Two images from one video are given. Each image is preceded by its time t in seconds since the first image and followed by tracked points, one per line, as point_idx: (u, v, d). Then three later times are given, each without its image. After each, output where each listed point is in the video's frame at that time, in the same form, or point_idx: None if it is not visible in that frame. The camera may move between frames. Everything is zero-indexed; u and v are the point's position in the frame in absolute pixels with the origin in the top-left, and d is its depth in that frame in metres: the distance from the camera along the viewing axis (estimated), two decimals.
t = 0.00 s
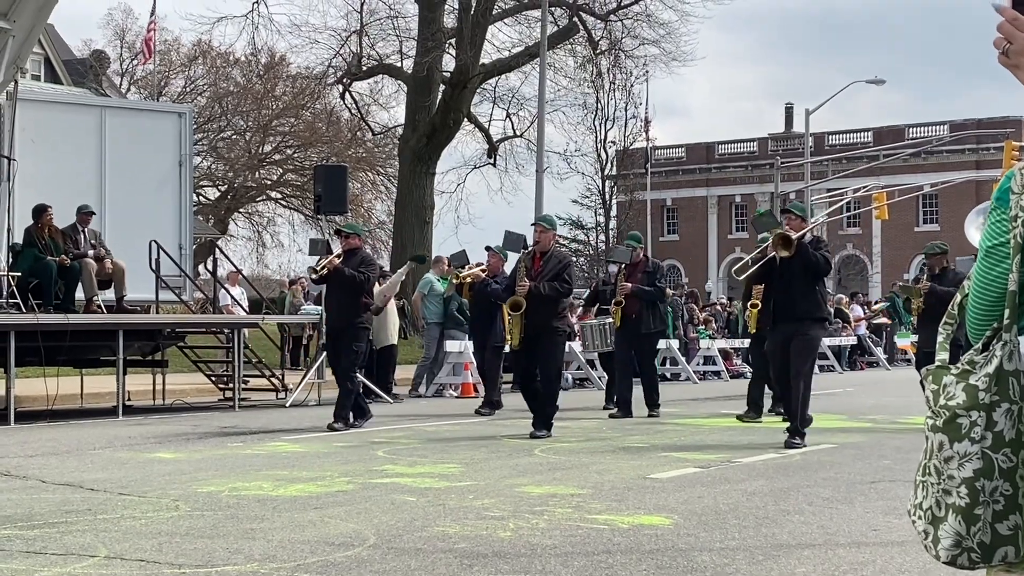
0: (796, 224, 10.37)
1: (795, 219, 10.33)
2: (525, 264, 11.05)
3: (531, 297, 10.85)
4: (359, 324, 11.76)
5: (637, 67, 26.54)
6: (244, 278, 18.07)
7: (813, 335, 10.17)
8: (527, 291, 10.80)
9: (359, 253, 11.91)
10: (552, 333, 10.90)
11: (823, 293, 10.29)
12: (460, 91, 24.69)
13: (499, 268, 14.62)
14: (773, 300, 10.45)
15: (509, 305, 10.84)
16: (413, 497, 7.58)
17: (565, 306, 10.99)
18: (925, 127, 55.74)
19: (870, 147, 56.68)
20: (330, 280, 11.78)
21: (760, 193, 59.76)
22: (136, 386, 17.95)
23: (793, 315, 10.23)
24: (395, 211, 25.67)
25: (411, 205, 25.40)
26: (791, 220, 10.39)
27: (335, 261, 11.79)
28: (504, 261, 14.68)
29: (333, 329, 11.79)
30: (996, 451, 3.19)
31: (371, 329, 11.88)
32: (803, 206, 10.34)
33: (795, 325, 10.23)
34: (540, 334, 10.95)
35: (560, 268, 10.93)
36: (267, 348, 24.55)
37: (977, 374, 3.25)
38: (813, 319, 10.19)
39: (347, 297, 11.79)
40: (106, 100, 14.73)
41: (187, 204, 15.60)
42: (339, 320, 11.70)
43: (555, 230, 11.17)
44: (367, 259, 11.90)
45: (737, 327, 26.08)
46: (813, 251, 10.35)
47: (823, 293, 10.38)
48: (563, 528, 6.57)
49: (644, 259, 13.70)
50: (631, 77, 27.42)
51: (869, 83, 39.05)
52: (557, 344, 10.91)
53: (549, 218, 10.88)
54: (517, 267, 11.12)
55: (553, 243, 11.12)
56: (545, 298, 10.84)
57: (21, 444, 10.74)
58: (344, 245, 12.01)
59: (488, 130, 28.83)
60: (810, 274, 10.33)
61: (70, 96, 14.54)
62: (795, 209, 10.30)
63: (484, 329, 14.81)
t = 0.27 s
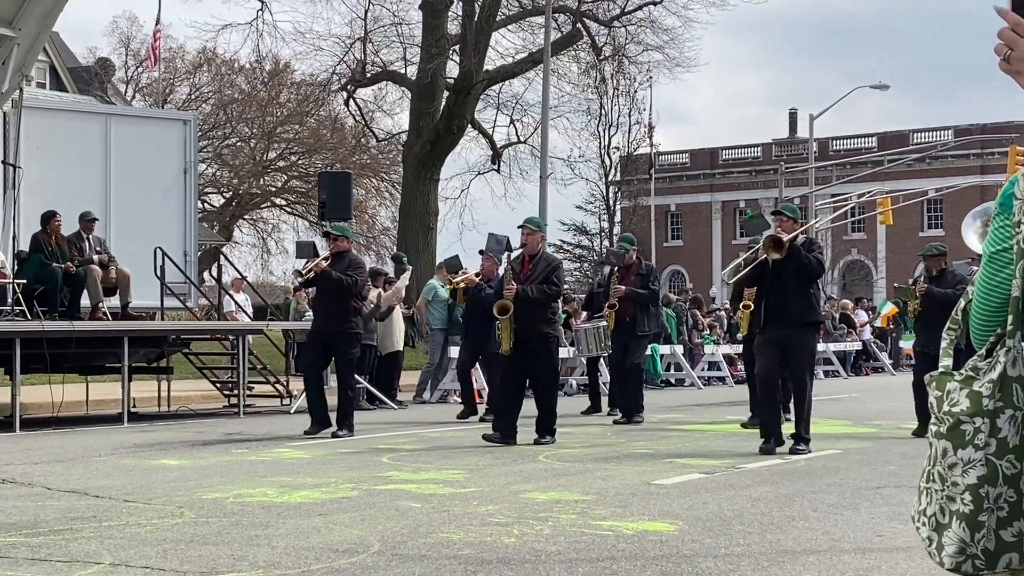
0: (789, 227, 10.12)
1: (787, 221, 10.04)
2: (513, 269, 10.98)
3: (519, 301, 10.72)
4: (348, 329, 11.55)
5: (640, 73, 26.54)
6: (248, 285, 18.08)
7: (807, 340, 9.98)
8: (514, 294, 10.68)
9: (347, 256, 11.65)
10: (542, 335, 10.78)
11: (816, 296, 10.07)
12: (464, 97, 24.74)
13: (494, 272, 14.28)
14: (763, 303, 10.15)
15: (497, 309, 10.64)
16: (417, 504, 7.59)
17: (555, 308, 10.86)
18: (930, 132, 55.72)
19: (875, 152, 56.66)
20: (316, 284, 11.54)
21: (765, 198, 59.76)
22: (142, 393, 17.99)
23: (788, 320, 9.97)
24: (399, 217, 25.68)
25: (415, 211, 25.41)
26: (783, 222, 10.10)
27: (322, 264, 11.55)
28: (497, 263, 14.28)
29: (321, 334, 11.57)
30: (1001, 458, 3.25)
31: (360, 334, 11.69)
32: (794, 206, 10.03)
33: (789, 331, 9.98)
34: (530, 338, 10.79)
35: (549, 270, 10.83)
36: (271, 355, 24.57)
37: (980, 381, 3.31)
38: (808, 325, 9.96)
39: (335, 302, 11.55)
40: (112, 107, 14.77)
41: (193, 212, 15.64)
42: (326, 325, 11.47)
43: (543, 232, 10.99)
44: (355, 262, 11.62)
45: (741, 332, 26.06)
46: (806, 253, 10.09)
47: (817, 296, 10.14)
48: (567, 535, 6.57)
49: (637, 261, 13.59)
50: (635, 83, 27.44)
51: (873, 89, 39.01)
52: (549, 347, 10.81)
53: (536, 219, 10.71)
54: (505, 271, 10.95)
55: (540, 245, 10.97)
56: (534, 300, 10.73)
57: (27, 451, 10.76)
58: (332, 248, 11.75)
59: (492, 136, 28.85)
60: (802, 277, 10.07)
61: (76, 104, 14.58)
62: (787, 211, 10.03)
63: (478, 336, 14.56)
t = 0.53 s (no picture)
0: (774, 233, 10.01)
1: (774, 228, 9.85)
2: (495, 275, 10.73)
3: (501, 308, 10.54)
4: (329, 338, 11.50)
5: (644, 79, 26.54)
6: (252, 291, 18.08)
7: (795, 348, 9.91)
8: (497, 303, 10.50)
9: (327, 264, 11.59)
10: (525, 343, 10.62)
11: (803, 304, 9.95)
12: (468, 103, 24.75)
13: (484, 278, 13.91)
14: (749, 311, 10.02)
15: (480, 317, 10.49)
16: (421, 510, 7.58)
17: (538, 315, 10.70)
18: (934, 138, 55.69)
19: (879, 157, 56.64)
20: (297, 293, 11.51)
21: (769, 204, 59.74)
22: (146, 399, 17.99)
23: (775, 328, 9.87)
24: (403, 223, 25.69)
25: (420, 217, 25.40)
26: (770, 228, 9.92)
27: (302, 273, 11.51)
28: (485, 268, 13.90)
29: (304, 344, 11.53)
30: (1004, 464, 3.27)
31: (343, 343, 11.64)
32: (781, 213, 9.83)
33: (775, 339, 9.87)
34: (513, 346, 10.65)
35: (531, 276, 10.60)
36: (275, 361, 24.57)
37: (985, 387, 3.34)
38: (794, 332, 9.87)
39: (316, 311, 11.50)
40: (116, 114, 14.79)
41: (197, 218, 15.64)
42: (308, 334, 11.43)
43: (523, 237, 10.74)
44: (336, 271, 11.55)
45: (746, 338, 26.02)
46: (792, 260, 9.90)
47: (803, 302, 10.02)
48: (571, 541, 6.56)
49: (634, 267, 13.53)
50: (639, 89, 27.44)
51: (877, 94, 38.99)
52: (533, 355, 10.66)
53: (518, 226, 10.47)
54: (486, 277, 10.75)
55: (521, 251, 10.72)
56: (517, 308, 10.55)
57: (31, 458, 10.75)
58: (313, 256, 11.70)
59: (496, 142, 28.86)
60: (789, 285, 9.92)
61: (80, 111, 14.61)
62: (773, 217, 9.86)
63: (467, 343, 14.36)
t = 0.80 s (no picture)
0: (761, 235, 9.80)
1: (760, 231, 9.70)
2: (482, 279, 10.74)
3: (487, 313, 10.53)
4: (311, 340, 11.27)
5: (648, 85, 26.56)
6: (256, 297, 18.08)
7: (780, 351, 9.67)
8: (482, 307, 10.48)
9: (310, 266, 11.44)
10: (510, 348, 10.53)
11: (790, 307, 9.78)
12: (472, 109, 24.82)
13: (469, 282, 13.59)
14: (736, 315, 9.88)
15: (465, 321, 10.51)
16: (426, 517, 7.58)
17: (523, 320, 10.64)
18: (938, 143, 55.65)
19: (883, 163, 56.65)
20: (280, 295, 11.33)
21: (773, 210, 59.72)
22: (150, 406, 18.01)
23: (762, 332, 9.71)
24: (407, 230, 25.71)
25: (424, 224, 25.43)
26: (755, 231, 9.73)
27: (284, 275, 11.32)
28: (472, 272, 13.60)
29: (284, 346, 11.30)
30: (1008, 472, 3.27)
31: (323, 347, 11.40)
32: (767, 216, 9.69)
33: (762, 343, 9.70)
34: (497, 351, 10.58)
35: (517, 280, 10.59)
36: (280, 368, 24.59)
37: (988, 395, 3.34)
38: (781, 336, 9.70)
39: (298, 313, 11.29)
40: (120, 121, 14.82)
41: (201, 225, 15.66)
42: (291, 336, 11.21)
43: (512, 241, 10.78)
44: (320, 272, 11.39)
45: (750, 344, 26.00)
46: (780, 263, 9.73)
47: (791, 306, 9.85)
48: (576, 548, 6.56)
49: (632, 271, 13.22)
50: (643, 95, 27.44)
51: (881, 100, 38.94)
52: (516, 361, 10.54)
53: (507, 228, 10.50)
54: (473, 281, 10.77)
55: (510, 255, 10.74)
56: (502, 312, 10.50)
57: (36, 465, 10.77)
58: (294, 259, 11.54)
59: (500, 148, 28.89)
60: (777, 288, 9.75)
61: (84, 118, 14.63)
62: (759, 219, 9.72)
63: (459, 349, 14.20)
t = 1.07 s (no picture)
0: (753, 240, 9.48)
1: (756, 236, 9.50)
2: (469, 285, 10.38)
3: (474, 321, 10.17)
4: (295, 350, 10.86)
5: (652, 90, 26.54)
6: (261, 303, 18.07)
7: (769, 359, 9.48)
8: (469, 314, 10.14)
9: (295, 274, 11.08)
10: (498, 357, 10.18)
11: (781, 314, 9.60)
12: (476, 115, 24.84)
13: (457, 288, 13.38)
14: (727, 323, 9.73)
15: (451, 329, 10.14)
16: (430, 522, 7.57)
17: (513, 328, 10.26)
18: (942, 148, 55.61)
19: (887, 168, 56.59)
20: (263, 303, 10.92)
21: (777, 215, 59.68)
22: (155, 412, 18.01)
23: (752, 340, 9.54)
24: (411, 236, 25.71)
25: (427, 230, 25.42)
26: (747, 235, 9.52)
27: (269, 283, 10.93)
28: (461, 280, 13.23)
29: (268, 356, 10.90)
30: (1011, 476, 3.39)
31: (307, 357, 10.97)
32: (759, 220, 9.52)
33: (752, 351, 9.53)
34: (484, 360, 10.21)
35: (506, 288, 10.24)
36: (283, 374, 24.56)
37: (992, 399, 3.46)
38: (771, 344, 9.51)
39: (281, 322, 10.90)
40: (123, 127, 14.83)
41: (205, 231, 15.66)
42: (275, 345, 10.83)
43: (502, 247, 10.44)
44: (305, 281, 11.03)
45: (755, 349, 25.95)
46: (771, 268, 9.58)
47: (783, 313, 9.67)
48: (580, 553, 6.54)
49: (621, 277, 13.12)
50: (646, 100, 27.43)
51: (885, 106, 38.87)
52: (504, 371, 10.18)
53: (496, 234, 10.18)
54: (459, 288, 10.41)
55: (499, 262, 10.42)
56: (490, 320, 10.14)
57: (40, 471, 10.76)
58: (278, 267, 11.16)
59: (504, 153, 28.87)
60: (768, 294, 9.60)
61: (88, 124, 14.64)
62: (751, 223, 9.49)
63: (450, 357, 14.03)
